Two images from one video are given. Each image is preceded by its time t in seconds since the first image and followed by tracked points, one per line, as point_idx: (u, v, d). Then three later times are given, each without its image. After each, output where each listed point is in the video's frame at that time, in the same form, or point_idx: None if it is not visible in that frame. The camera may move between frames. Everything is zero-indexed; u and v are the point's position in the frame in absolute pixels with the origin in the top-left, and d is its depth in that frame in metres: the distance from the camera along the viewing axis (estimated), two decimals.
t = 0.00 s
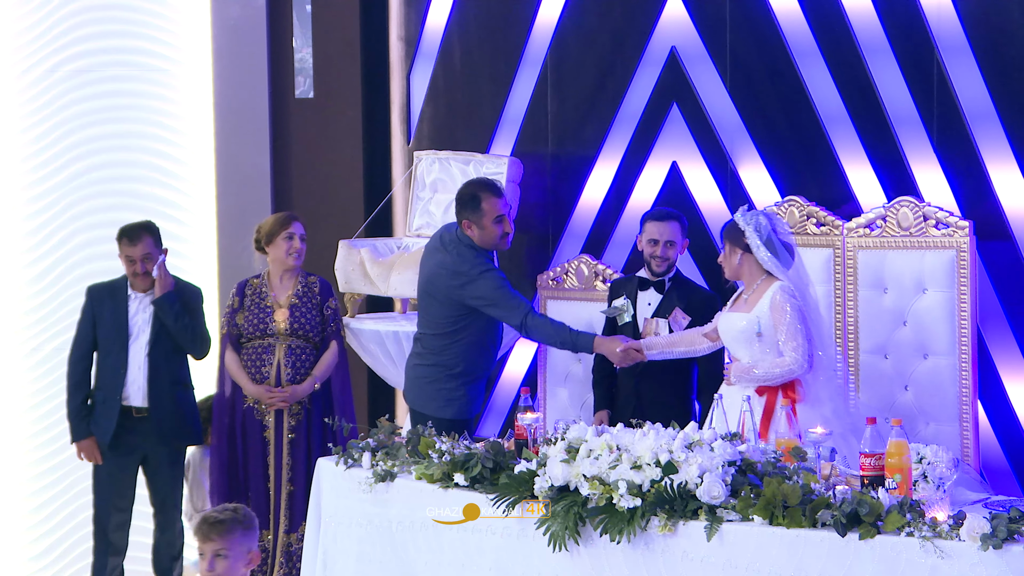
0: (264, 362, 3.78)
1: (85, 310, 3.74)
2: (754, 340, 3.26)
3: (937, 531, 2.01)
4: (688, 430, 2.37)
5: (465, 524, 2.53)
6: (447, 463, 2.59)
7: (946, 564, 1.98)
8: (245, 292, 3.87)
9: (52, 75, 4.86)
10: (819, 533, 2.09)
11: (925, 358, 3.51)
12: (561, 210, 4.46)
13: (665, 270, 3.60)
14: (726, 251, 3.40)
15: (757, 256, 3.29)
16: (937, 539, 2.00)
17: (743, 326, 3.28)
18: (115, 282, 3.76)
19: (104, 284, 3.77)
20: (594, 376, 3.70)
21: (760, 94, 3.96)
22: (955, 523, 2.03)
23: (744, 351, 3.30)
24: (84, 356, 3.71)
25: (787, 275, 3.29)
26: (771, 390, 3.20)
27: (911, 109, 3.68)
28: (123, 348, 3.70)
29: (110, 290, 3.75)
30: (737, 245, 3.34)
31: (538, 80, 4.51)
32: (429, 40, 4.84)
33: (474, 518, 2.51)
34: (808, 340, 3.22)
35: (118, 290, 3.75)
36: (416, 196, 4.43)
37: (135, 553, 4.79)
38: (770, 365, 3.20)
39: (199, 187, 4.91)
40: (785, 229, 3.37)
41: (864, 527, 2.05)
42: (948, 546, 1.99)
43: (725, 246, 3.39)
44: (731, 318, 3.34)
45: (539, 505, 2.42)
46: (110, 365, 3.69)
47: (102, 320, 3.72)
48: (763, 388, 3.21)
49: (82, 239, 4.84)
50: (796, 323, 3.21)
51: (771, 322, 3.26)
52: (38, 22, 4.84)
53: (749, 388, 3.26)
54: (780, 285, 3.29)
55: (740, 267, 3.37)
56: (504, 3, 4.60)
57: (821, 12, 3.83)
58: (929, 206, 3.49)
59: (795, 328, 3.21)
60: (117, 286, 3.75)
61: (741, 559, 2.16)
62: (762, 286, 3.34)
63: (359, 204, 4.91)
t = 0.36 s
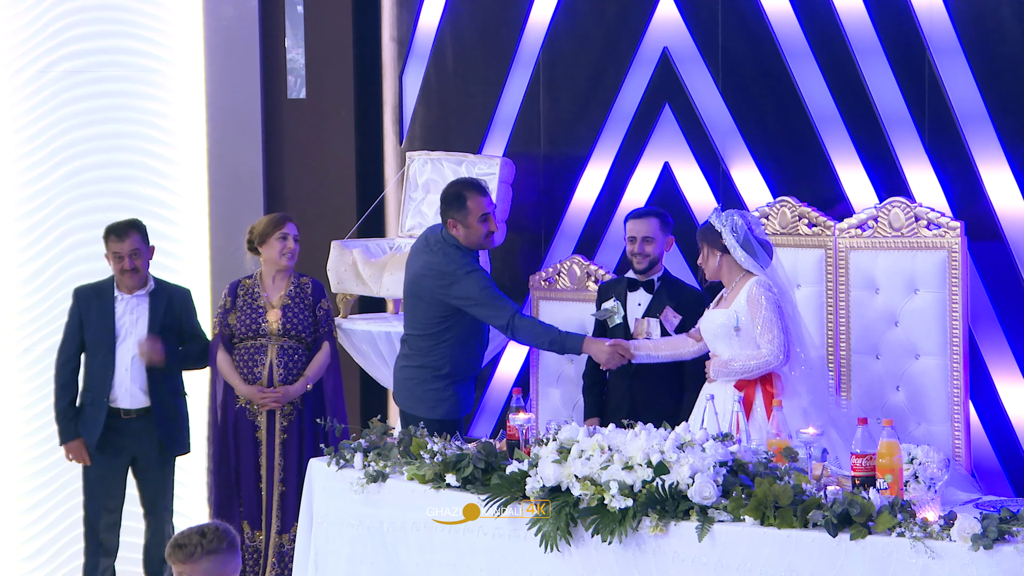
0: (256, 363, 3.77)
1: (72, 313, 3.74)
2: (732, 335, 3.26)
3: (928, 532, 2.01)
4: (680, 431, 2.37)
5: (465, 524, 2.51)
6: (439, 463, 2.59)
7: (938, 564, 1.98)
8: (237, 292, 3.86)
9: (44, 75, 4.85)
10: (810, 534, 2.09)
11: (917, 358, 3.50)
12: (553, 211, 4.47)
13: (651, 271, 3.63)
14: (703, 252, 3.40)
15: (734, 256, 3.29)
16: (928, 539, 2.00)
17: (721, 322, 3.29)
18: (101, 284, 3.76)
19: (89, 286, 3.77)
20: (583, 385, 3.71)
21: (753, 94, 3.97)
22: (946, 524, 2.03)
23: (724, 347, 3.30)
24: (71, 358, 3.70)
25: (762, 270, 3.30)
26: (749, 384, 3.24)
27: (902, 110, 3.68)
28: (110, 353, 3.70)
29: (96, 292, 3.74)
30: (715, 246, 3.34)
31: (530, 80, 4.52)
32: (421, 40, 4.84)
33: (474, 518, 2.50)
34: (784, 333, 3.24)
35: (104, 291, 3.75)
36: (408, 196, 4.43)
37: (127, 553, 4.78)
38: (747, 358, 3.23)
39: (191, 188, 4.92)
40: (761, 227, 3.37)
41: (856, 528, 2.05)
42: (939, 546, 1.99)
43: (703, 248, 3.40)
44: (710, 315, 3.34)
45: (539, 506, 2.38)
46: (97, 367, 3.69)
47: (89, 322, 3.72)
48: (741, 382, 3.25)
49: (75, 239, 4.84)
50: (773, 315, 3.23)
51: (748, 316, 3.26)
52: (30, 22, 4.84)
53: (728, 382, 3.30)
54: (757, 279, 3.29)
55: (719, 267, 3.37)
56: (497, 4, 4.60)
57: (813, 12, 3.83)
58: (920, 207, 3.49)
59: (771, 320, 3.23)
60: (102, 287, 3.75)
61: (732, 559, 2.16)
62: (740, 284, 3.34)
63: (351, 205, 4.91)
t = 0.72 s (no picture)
0: (250, 361, 3.77)
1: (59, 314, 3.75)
2: (734, 332, 3.27)
3: (920, 530, 2.02)
4: (673, 429, 2.36)
5: (465, 524, 2.49)
6: (432, 462, 2.59)
7: (930, 563, 1.99)
8: (231, 290, 3.85)
9: (37, 74, 4.85)
10: (802, 532, 2.10)
11: (909, 357, 3.50)
12: (547, 209, 4.47)
13: (630, 268, 3.65)
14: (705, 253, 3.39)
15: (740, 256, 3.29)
16: (920, 538, 2.00)
17: (725, 320, 3.30)
18: (90, 283, 3.76)
19: (77, 286, 3.77)
20: (570, 386, 3.76)
21: (746, 92, 3.97)
22: (938, 522, 2.03)
23: (724, 346, 3.31)
24: (58, 356, 3.72)
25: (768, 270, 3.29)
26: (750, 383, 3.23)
27: (895, 108, 3.68)
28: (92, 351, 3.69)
29: (84, 291, 3.74)
30: (721, 247, 3.33)
31: (523, 79, 4.53)
32: (415, 39, 4.85)
33: (474, 518, 2.48)
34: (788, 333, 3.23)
35: (92, 291, 3.74)
36: (401, 195, 4.43)
37: (122, 552, 4.77)
38: (750, 356, 3.22)
39: (185, 186, 4.92)
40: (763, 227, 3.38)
41: (848, 527, 2.05)
42: (931, 544, 1.99)
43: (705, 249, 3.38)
44: (713, 313, 3.36)
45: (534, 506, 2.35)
46: (83, 366, 3.69)
47: (76, 321, 3.72)
48: (742, 381, 3.25)
49: (68, 238, 4.83)
50: (777, 314, 3.22)
51: (752, 315, 3.26)
52: (23, 21, 4.83)
53: (729, 380, 3.29)
54: (761, 278, 3.28)
55: (724, 268, 3.36)
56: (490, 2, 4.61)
57: (806, 10, 3.83)
58: (913, 205, 3.50)
59: (776, 320, 3.22)
60: (90, 286, 3.75)
61: (724, 557, 2.16)
62: (745, 283, 3.33)
63: (345, 205, 4.94)
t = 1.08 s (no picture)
0: (251, 363, 3.77)
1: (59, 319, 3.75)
2: (767, 342, 3.30)
3: (921, 532, 2.02)
4: (673, 431, 2.36)
5: (465, 525, 2.49)
6: (433, 464, 2.59)
7: (931, 565, 1.99)
8: (232, 292, 3.86)
9: (37, 76, 4.84)
10: (804, 534, 2.09)
11: (910, 360, 3.51)
12: (546, 211, 4.48)
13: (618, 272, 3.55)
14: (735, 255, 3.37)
15: (773, 262, 3.29)
16: (921, 540, 2.00)
17: (757, 328, 3.33)
18: (88, 288, 3.75)
19: (76, 291, 3.76)
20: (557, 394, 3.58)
21: (746, 95, 3.97)
22: (939, 525, 2.03)
23: (755, 354, 3.35)
24: (62, 363, 3.72)
25: (801, 280, 3.30)
26: (781, 395, 3.28)
27: (895, 111, 3.68)
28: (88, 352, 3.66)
29: (83, 295, 3.74)
30: (752, 252, 3.32)
31: (523, 81, 4.53)
32: (415, 41, 4.86)
33: (474, 518, 2.48)
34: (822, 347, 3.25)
35: (91, 296, 3.74)
36: (402, 198, 4.43)
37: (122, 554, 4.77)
38: (782, 370, 3.25)
39: (185, 188, 4.92)
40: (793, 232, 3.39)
41: (849, 530, 2.04)
42: (932, 547, 1.99)
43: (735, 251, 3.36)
44: (745, 321, 3.38)
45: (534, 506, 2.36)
46: (87, 370, 3.70)
47: (78, 325, 3.73)
48: (773, 392, 3.28)
49: (68, 240, 4.83)
50: (810, 329, 3.23)
51: (783, 325, 3.28)
52: (23, 23, 4.83)
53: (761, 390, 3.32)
54: (793, 289, 3.29)
55: (754, 273, 3.36)
56: (491, 4, 4.61)
57: (806, 12, 3.83)
58: (914, 207, 3.49)
59: (809, 334, 3.23)
60: (89, 291, 3.75)
61: (726, 560, 2.16)
62: (775, 291, 3.35)
63: (346, 206, 4.96)
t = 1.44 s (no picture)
0: (257, 366, 3.76)
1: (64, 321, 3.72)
2: (788, 351, 3.27)
3: (928, 536, 2.00)
4: (679, 435, 2.34)
5: (465, 524, 2.50)
6: (439, 468, 2.58)
7: (938, 569, 1.98)
8: (238, 296, 3.86)
9: (42, 80, 4.86)
10: (810, 538, 2.09)
11: (916, 363, 3.50)
12: (551, 215, 4.48)
13: (622, 280, 3.50)
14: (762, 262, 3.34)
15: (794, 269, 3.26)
16: (927, 544, 1.99)
17: (779, 337, 3.31)
18: (94, 292, 3.75)
19: (80, 294, 3.75)
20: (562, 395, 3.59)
21: (751, 99, 3.97)
22: (946, 529, 2.01)
23: (777, 362, 3.33)
24: (69, 368, 3.69)
25: (825, 288, 3.26)
26: (802, 403, 3.24)
27: (901, 115, 3.68)
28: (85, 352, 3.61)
29: (89, 299, 3.73)
30: (773, 258, 3.30)
31: (528, 85, 4.54)
32: (420, 45, 4.87)
33: (474, 518, 2.49)
34: (842, 356, 3.21)
35: (97, 299, 3.73)
36: (408, 201, 4.44)
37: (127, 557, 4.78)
38: (803, 379, 3.21)
39: (190, 192, 4.93)
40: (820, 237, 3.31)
41: (856, 533, 2.04)
42: (939, 551, 1.98)
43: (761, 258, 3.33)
44: (769, 328, 3.36)
45: (538, 505, 2.37)
46: (95, 374, 3.68)
47: (84, 329, 3.71)
48: (793, 400, 3.25)
49: (73, 244, 4.84)
50: (831, 338, 3.20)
51: (806, 334, 3.26)
52: (28, 26, 4.84)
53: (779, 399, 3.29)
54: (817, 297, 3.27)
55: (778, 279, 3.32)
56: (496, 8, 4.62)
57: (811, 15, 3.84)
58: (920, 211, 3.50)
59: (830, 343, 3.20)
60: (95, 294, 3.74)
61: (731, 563, 2.16)
62: (801, 298, 3.32)
63: (350, 209, 4.97)
